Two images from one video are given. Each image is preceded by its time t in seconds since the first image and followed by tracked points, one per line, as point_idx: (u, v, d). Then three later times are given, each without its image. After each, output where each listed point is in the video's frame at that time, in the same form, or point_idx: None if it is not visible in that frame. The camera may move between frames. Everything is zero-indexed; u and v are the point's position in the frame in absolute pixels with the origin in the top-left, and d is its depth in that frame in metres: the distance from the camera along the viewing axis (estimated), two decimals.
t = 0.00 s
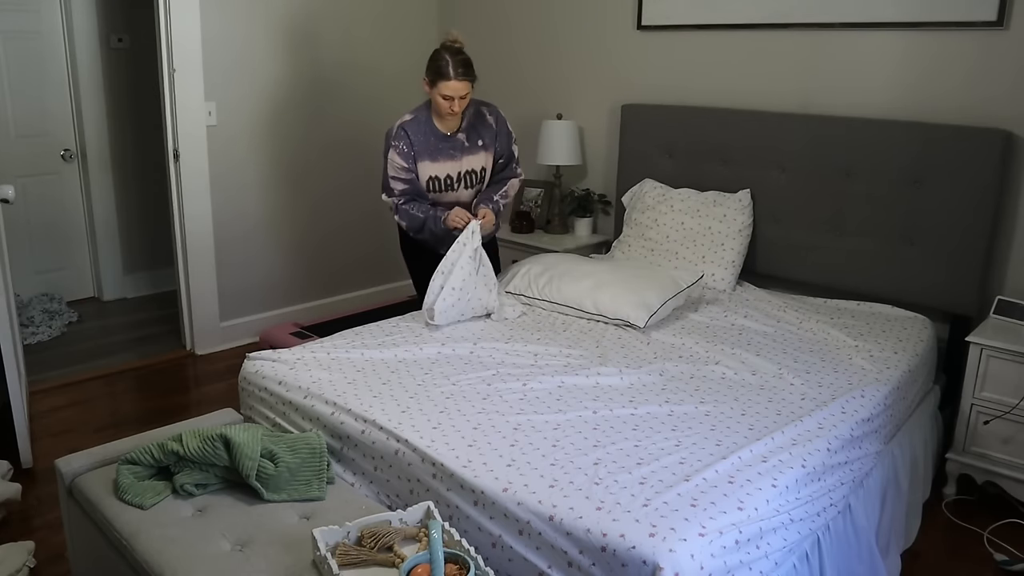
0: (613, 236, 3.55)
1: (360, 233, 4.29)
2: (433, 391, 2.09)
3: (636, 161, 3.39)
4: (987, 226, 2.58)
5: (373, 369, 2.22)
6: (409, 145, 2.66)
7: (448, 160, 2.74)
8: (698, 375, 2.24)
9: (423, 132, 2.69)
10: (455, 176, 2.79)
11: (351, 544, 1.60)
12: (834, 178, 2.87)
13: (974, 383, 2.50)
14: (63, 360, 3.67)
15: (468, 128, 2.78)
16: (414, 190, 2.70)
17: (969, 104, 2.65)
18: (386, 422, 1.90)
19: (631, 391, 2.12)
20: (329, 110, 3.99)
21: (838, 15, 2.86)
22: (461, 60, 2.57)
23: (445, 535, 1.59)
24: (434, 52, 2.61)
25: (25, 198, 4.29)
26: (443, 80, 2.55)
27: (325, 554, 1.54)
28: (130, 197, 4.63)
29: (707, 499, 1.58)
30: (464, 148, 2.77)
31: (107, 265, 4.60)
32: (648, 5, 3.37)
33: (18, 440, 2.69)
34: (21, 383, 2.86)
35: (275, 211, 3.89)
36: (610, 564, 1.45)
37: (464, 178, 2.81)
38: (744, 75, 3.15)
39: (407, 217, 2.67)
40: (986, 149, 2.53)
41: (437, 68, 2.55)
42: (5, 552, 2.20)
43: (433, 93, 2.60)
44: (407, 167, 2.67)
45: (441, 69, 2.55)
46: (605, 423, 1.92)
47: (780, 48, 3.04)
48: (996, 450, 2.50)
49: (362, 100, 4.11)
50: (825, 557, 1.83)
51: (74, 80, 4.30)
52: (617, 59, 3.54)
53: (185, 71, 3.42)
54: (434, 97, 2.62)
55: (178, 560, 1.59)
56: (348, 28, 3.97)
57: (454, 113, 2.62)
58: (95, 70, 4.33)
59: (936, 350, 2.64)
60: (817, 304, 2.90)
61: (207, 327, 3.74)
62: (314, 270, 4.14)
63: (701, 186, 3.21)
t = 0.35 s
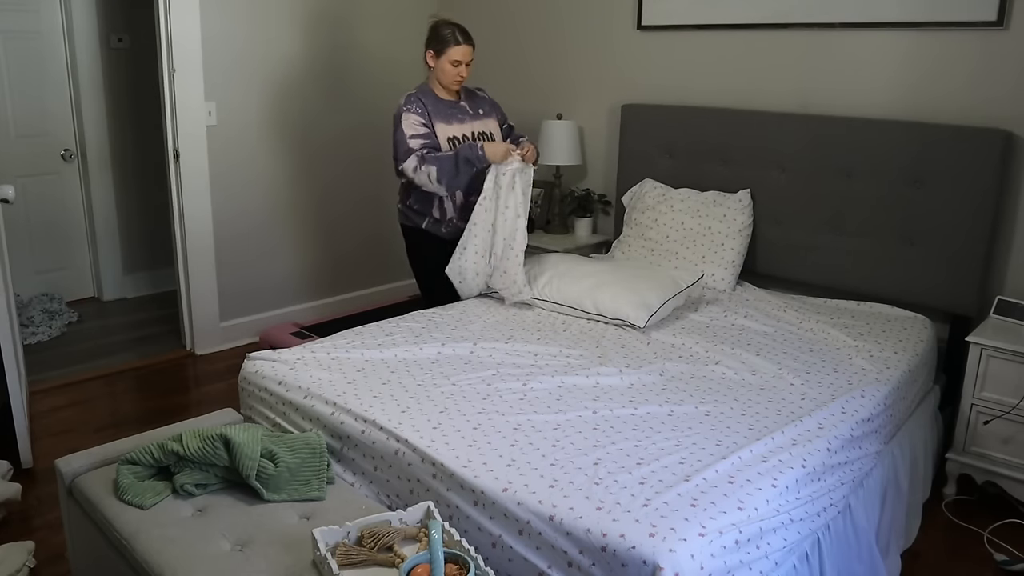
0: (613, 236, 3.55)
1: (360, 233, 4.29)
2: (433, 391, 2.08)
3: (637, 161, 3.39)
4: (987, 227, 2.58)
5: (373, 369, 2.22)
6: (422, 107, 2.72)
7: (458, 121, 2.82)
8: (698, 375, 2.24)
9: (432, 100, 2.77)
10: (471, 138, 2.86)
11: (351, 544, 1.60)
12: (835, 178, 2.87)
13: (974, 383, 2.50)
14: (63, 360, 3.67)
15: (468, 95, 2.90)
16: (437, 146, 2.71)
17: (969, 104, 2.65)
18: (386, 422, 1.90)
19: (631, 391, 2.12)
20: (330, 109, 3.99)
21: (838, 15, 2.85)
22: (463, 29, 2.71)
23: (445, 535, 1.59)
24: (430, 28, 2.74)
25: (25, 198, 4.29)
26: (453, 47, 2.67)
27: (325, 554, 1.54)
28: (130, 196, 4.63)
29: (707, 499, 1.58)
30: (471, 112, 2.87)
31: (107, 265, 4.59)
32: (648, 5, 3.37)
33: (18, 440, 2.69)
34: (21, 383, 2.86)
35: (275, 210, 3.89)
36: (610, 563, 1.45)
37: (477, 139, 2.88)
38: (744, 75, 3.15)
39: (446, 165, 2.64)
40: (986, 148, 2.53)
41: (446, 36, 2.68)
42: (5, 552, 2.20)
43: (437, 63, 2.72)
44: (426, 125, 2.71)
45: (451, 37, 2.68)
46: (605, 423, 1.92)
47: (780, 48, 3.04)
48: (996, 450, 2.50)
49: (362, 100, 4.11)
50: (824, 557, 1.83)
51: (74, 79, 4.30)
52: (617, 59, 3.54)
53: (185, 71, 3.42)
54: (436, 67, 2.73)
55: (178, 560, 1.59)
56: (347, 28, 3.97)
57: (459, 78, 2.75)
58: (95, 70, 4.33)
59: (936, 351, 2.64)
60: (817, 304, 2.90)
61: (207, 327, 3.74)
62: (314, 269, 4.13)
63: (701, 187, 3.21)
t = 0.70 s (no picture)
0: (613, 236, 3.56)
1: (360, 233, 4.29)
2: (433, 391, 2.08)
3: (637, 161, 3.39)
4: (987, 227, 2.58)
5: (373, 369, 2.22)
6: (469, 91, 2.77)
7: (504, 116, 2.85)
8: (698, 375, 2.24)
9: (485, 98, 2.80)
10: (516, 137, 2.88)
11: (351, 544, 1.60)
12: (835, 178, 2.87)
13: (974, 383, 2.50)
14: (64, 360, 3.67)
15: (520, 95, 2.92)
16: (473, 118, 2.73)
17: (969, 104, 2.65)
18: (386, 422, 1.90)
19: (631, 391, 2.12)
20: (330, 110, 3.99)
21: (838, 15, 2.86)
22: (514, 25, 2.75)
23: (445, 535, 1.59)
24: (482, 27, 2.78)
25: (26, 198, 4.29)
26: (505, 40, 2.70)
27: (325, 554, 1.54)
28: (130, 197, 4.63)
29: (707, 499, 1.58)
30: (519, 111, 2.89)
31: (107, 265, 4.59)
32: (648, 5, 3.37)
33: (18, 441, 2.69)
34: (21, 383, 2.85)
35: (275, 210, 3.89)
36: (610, 564, 1.45)
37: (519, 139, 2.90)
38: (744, 75, 3.16)
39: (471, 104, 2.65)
40: (986, 148, 2.53)
41: (495, 33, 2.72)
42: (5, 552, 2.20)
43: (492, 58, 2.74)
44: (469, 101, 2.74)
45: (503, 32, 2.71)
46: (605, 423, 1.92)
47: (780, 48, 3.04)
48: (996, 450, 2.50)
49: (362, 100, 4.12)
50: (825, 557, 1.83)
51: (74, 79, 4.30)
52: (617, 59, 3.54)
53: (185, 71, 3.42)
54: (490, 62, 2.75)
55: (178, 560, 1.59)
56: (348, 28, 3.98)
57: (514, 72, 2.77)
58: (95, 70, 4.33)
59: (936, 350, 2.64)
60: (817, 304, 2.90)
61: (207, 327, 3.74)
62: (315, 269, 4.14)
63: (701, 187, 3.21)
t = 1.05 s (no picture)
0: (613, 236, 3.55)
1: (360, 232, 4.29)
2: (433, 391, 2.08)
3: (636, 161, 3.39)
4: (987, 227, 2.59)
5: (373, 369, 2.22)
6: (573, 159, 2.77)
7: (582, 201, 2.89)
8: (698, 375, 2.24)
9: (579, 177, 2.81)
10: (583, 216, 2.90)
11: (351, 544, 1.60)
12: (835, 178, 2.87)
13: (974, 383, 2.50)
14: (64, 360, 3.67)
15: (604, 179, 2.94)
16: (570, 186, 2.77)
17: (969, 103, 2.65)
18: (386, 422, 1.90)
19: (631, 391, 2.12)
20: (331, 110, 4.00)
21: (838, 15, 2.85)
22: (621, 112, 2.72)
23: (445, 535, 1.59)
24: (592, 102, 2.72)
25: (26, 198, 4.29)
26: (610, 129, 2.68)
27: (325, 555, 1.54)
28: (130, 197, 4.63)
29: (707, 499, 1.58)
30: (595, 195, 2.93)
31: (107, 265, 4.59)
32: (648, 5, 3.37)
33: (18, 440, 2.69)
34: (21, 383, 2.85)
35: (275, 210, 3.89)
36: (610, 564, 1.45)
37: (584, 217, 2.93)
38: (744, 74, 3.15)
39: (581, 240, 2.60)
40: (987, 148, 2.53)
41: (596, 113, 2.70)
42: (5, 552, 2.20)
43: (590, 141, 2.72)
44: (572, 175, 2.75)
45: (607, 117, 2.68)
46: (605, 423, 1.92)
47: (779, 48, 3.04)
48: (996, 450, 2.50)
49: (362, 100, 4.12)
50: (825, 557, 1.83)
51: (74, 79, 4.31)
52: (617, 60, 3.54)
53: (185, 71, 3.42)
54: (589, 144, 2.73)
55: (178, 560, 1.59)
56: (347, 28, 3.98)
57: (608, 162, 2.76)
58: (95, 70, 4.33)
59: (936, 351, 2.64)
60: (816, 304, 2.90)
61: (207, 328, 3.74)
62: (315, 269, 4.14)
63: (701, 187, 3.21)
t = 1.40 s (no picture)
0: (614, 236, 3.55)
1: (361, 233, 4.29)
2: (433, 391, 2.08)
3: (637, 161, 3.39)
4: (987, 227, 2.59)
5: (373, 369, 2.22)
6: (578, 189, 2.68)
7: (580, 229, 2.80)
8: (698, 375, 2.24)
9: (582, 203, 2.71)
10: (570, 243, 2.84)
11: (351, 544, 1.60)
12: (835, 178, 2.87)
13: (974, 383, 2.50)
14: (64, 360, 3.67)
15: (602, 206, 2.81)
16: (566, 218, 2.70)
17: (969, 103, 2.65)
18: (386, 422, 1.90)
19: (631, 391, 2.12)
20: (331, 110, 4.00)
21: (838, 15, 2.85)
22: (638, 145, 2.62)
23: (445, 535, 1.59)
24: (609, 133, 2.64)
25: (25, 198, 4.29)
26: (624, 162, 2.59)
27: (325, 555, 1.54)
28: (130, 197, 4.63)
29: (707, 499, 1.58)
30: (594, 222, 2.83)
31: (107, 265, 4.59)
32: (648, 5, 3.37)
33: (18, 440, 2.69)
34: (21, 383, 2.85)
35: (276, 210, 3.89)
36: (610, 564, 1.45)
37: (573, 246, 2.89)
38: (744, 74, 3.15)
39: (547, 282, 2.61)
40: (987, 148, 2.53)
41: (611, 145, 2.60)
42: (5, 552, 2.20)
43: (602, 172, 2.63)
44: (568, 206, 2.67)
45: (624, 152, 2.60)
46: (605, 423, 1.92)
47: (779, 48, 3.04)
48: (996, 450, 2.50)
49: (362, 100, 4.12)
50: (825, 557, 1.83)
51: (74, 79, 4.31)
52: (617, 60, 3.54)
53: (185, 72, 3.42)
54: (600, 175, 2.64)
55: (178, 560, 1.59)
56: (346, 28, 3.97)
57: (618, 193, 2.68)
58: (95, 70, 4.33)
59: (936, 351, 2.64)
60: (817, 304, 2.90)
61: (207, 327, 3.74)
62: (315, 269, 4.14)
63: (701, 187, 3.21)
